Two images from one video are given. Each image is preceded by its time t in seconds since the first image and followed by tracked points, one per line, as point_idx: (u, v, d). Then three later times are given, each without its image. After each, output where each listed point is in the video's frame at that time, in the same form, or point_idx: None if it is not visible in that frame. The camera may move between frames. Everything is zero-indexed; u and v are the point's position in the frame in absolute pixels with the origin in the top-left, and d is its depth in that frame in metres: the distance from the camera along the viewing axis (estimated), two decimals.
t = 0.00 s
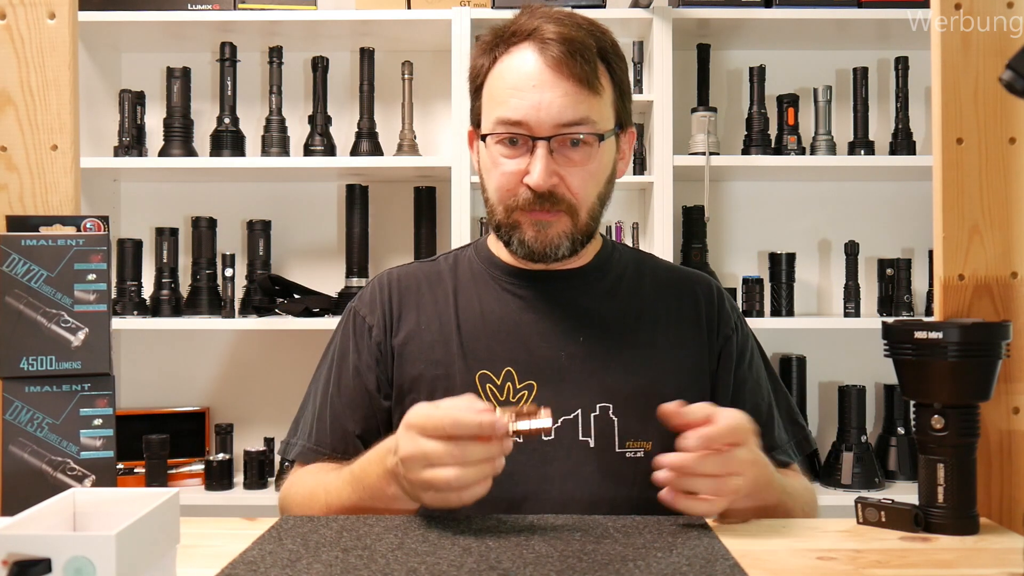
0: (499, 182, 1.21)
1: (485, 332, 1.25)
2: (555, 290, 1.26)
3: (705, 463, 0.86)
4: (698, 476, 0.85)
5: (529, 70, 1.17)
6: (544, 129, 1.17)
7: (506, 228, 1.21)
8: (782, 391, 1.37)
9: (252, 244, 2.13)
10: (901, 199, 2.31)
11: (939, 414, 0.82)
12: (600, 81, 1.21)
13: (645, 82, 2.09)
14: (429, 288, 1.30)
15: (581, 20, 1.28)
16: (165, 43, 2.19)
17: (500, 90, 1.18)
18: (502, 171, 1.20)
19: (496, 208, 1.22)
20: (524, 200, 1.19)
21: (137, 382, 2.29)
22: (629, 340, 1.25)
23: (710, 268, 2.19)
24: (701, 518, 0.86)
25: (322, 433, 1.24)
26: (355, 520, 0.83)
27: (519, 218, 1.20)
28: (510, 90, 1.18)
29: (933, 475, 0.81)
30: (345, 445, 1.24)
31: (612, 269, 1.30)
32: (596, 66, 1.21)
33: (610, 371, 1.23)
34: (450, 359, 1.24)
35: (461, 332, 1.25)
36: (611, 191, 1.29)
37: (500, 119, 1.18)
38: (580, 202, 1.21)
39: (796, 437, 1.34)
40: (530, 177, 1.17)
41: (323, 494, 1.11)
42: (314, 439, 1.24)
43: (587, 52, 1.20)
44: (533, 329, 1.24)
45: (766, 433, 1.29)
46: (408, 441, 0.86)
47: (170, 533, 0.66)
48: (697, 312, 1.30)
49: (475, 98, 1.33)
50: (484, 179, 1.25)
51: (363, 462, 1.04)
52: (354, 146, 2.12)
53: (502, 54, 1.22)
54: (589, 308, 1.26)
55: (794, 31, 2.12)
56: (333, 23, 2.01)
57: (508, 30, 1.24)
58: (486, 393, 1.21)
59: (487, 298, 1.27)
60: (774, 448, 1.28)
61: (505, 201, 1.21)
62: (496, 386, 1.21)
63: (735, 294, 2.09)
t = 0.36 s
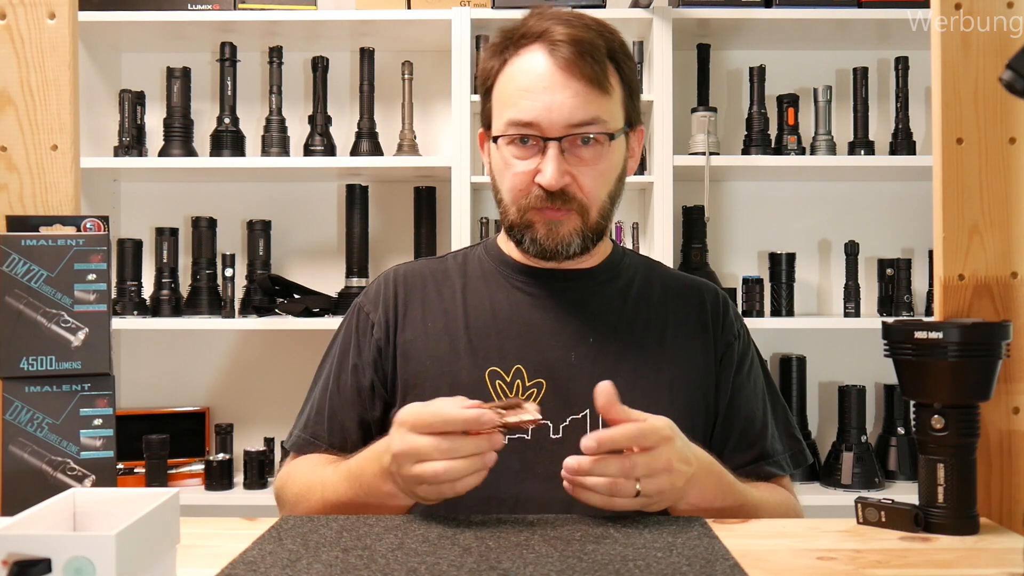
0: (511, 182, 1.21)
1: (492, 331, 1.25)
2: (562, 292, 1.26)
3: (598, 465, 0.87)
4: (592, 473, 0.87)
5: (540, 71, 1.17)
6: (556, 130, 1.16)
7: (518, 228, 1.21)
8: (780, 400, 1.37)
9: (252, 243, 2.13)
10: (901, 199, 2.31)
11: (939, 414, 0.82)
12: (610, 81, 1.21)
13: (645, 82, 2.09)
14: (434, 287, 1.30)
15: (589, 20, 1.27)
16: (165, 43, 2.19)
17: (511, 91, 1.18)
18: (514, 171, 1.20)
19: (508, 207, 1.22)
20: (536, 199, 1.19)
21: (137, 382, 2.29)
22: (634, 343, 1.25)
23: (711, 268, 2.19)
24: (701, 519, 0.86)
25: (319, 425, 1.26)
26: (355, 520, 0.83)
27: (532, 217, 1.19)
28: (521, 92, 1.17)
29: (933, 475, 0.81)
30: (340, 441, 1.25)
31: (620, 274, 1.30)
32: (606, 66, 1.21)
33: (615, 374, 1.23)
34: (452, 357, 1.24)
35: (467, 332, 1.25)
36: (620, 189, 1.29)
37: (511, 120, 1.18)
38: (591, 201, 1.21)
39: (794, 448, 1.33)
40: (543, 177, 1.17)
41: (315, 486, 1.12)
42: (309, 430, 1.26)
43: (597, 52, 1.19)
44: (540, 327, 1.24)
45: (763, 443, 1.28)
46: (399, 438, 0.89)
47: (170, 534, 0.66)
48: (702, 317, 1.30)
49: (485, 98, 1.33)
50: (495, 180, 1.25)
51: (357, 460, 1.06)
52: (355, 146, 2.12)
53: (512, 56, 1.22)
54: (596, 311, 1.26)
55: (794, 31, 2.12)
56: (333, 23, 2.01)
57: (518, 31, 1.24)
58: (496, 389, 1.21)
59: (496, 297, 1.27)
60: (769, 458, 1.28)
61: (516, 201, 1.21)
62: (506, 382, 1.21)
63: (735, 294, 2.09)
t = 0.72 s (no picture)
0: (491, 187, 1.21)
1: (493, 329, 1.25)
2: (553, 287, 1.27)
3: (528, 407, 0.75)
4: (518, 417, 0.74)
5: (510, 78, 1.16)
6: (530, 135, 1.17)
7: (501, 233, 1.22)
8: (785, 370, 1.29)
9: (252, 243, 2.13)
10: (901, 199, 2.31)
11: (939, 414, 0.82)
12: (582, 82, 1.20)
13: (645, 82, 2.09)
14: (436, 288, 1.31)
15: (561, 22, 1.26)
16: (165, 43, 2.19)
17: (485, 100, 1.19)
18: (492, 177, 1.21)
19: (491, 212, 1.23)
20: (517, 203, 1.20)
21: (137, 382, 2.29)
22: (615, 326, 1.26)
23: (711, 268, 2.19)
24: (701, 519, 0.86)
25: (329, 427, 1.20)
26: (355, 520, 0.83)
27: (513, 220, 1.20)
28: (494, 99, 1.18)
29: (933, 475, 0.81)
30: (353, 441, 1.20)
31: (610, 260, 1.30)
32: (576, 67, 1.19)
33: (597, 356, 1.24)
34: (457, 356, 1.24)
35: (470, 331, 1.26)
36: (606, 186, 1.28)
37: (487, 128, 1.18)
38: (574, 200, 1.21)
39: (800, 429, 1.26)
40: (520, 181, 1.17)
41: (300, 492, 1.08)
42: (319, 432, 1.20)
43: (564, 54, 1.18)
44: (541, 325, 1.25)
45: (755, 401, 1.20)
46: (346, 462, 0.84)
47: (171, 534, 0.66)
48: (688, 297, 1.30)
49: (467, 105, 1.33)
50: (478, 186, 1.26)
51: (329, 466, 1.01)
52: (355, 146, 2.12)
53: (485, 65, 1.22)
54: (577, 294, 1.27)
55: (794, 31, 2.12)
56: (333, 23, 2.01)
57: (489, 39, 1.24)
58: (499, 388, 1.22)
59: (494, 297, 1.28)
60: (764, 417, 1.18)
61: (498, 205, 1.22)
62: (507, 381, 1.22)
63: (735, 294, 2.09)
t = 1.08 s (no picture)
0: (499, 171, 1.21)
1: (481, 335, 1.25)
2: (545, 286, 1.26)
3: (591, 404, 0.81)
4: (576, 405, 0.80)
5: (536, 64, 1.17)
6: (549, 123, 1.17)
7: (503, 219, 1.21)
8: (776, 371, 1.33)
9: (252, 243, 2.13)
10: (901, 199, 2.31)
11: (939, 414, 0.82)
12: (604, 80, 1.21)
13: (645, 82, 2.09)
14: (423, 294, 1.31)
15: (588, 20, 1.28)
16: (165, 43, 2.19)
17: (505, 82, 1.19)
18: (503, 160, 1.20)
19: (495, 196, 1.22)
20: (525, 189, 1.19)
21: (137, 383, 2.29)
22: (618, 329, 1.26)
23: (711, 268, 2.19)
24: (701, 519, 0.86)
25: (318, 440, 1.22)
26: (355, 520, 0.83)
27: (519, 206, 1.20)
28: (516, 83, 1.18)
29: (933, 475, 0.81)
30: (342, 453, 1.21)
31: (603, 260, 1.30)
32: (601, 65, 1.21)
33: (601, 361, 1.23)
34: (443, 363, 1.24)
35: (456, 337, 1.25)
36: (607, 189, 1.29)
37: (505, 111, 1.18)
38: (579, 195, 1.21)
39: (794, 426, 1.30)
40: (533, 168, 1.17)
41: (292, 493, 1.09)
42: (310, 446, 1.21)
43: (593, 50, 1.20)
44: (530, 329, 1.25)
45: (759, 412, 1.24)
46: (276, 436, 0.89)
47: (171, 534, 0.66)
48: (686, 298, 1.30)
49: (477, 91, 1.32)
50: (484, 168, 1.25)
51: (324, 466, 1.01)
52: (355, 146, 2.12)
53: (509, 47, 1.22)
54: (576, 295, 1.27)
55: (794, 31, 2.12)
56: (333, 23, 2.01)
57: (514, 26, 1.24)
58: (487, 392, 1.21)
59: (483, 303, 1.27)
60: (767, 428, 1.23)
61: (505, 190, 1.21)
62: (497, 386, 1.22)
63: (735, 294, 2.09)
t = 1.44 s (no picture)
0: (515, 182, 1.20)
1: (489, 335, 1.25)
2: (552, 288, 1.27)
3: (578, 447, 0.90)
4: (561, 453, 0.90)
5: (552, 74, 1.16)
6: (565, 135, 1.16)
7: (519, 229, 1.21)
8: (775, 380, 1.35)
9: (252, 243, 2.13)
10: (901, 199, 2.31)
11: (938, 414, 0.82)
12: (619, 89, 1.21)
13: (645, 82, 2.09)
14: (431, 292, 1.30)
15: (600, 26, 1.27)
16: (165, 43, 2.19)
17: (520, 92, 1.17)
18: (519, 172, 1.19)
19: (511, 206, 1.22)
20: (541, 202, 1.19)
21: (137, 382, 2.29)
22: (628, 338, 1.25)
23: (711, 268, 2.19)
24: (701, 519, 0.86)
25: (328, 434, 1.24)
26: (355, 520, 0.83)
27: (535, 218, 1.20)
28: (532, 92, 1.16)
29: (933, 475, 0.81)
30: (351, 448, 1.23)
31: (608, 266, 1.30)
32: (615, 73, 1.21)
33: (611, 368, 1.23)
34: (452, 363, 1.24)
35: (465, 336, 1.25)
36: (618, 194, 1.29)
37: (520, 120, 1.16)
38: (594, 207, 1.21)
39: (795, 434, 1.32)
40: (549, 181, 1.17)
41: (330, 490, 1.11)
42: (320, 441, 1.23)
43: (608, 59, 1.20)
44: (538, 329, 1.24)
45: (762, 425, 1.26)
46: (432, 424, 0.91)
47: (170, 533, 0.66)
48: (693, 306, 1.30)
49: (490, 94, 1.32)
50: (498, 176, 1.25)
51: (370, 460, 1.05)
52: (355, 146, 2.12)
53: (524, 54, 1.21)
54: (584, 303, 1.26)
55: (794, 31, 2.12)
56: (332, 23, 2.01)
57: (529, 32, 1.23)
58: (496, 391, 1.21)
59: (491, 301, 1.27)
60: (769, 441, 1.25)
61: (520, 202, 1.20)
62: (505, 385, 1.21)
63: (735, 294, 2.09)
